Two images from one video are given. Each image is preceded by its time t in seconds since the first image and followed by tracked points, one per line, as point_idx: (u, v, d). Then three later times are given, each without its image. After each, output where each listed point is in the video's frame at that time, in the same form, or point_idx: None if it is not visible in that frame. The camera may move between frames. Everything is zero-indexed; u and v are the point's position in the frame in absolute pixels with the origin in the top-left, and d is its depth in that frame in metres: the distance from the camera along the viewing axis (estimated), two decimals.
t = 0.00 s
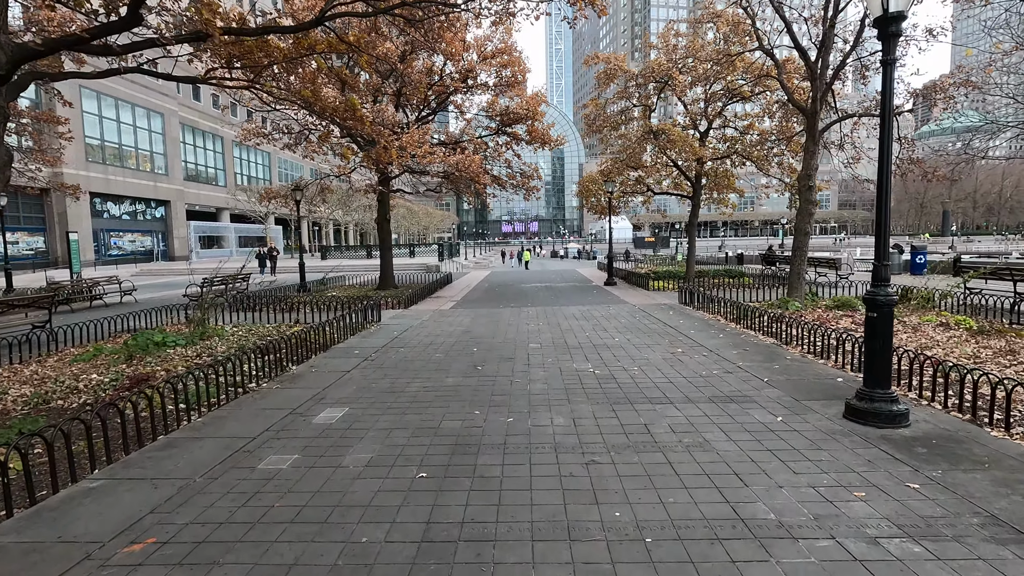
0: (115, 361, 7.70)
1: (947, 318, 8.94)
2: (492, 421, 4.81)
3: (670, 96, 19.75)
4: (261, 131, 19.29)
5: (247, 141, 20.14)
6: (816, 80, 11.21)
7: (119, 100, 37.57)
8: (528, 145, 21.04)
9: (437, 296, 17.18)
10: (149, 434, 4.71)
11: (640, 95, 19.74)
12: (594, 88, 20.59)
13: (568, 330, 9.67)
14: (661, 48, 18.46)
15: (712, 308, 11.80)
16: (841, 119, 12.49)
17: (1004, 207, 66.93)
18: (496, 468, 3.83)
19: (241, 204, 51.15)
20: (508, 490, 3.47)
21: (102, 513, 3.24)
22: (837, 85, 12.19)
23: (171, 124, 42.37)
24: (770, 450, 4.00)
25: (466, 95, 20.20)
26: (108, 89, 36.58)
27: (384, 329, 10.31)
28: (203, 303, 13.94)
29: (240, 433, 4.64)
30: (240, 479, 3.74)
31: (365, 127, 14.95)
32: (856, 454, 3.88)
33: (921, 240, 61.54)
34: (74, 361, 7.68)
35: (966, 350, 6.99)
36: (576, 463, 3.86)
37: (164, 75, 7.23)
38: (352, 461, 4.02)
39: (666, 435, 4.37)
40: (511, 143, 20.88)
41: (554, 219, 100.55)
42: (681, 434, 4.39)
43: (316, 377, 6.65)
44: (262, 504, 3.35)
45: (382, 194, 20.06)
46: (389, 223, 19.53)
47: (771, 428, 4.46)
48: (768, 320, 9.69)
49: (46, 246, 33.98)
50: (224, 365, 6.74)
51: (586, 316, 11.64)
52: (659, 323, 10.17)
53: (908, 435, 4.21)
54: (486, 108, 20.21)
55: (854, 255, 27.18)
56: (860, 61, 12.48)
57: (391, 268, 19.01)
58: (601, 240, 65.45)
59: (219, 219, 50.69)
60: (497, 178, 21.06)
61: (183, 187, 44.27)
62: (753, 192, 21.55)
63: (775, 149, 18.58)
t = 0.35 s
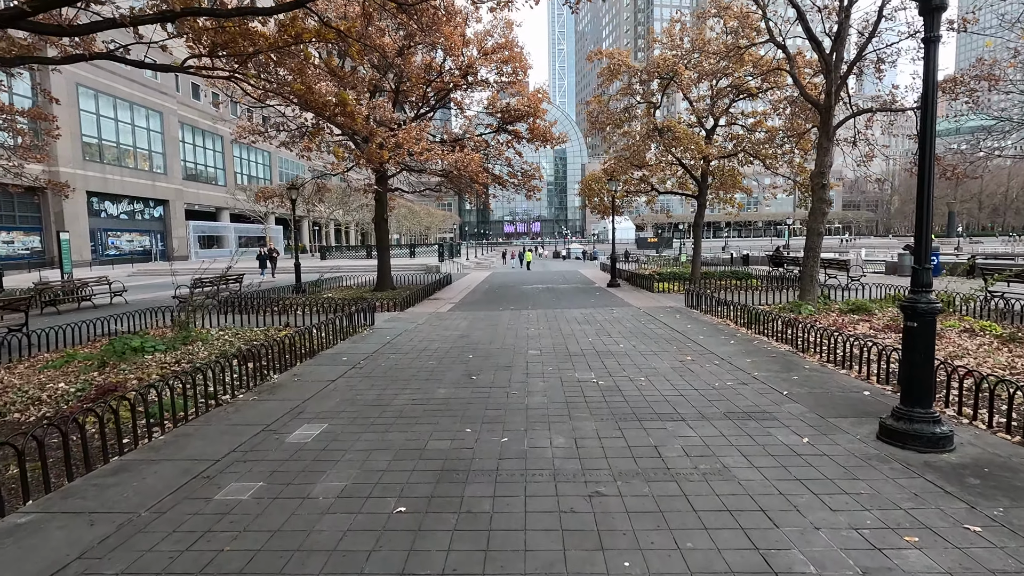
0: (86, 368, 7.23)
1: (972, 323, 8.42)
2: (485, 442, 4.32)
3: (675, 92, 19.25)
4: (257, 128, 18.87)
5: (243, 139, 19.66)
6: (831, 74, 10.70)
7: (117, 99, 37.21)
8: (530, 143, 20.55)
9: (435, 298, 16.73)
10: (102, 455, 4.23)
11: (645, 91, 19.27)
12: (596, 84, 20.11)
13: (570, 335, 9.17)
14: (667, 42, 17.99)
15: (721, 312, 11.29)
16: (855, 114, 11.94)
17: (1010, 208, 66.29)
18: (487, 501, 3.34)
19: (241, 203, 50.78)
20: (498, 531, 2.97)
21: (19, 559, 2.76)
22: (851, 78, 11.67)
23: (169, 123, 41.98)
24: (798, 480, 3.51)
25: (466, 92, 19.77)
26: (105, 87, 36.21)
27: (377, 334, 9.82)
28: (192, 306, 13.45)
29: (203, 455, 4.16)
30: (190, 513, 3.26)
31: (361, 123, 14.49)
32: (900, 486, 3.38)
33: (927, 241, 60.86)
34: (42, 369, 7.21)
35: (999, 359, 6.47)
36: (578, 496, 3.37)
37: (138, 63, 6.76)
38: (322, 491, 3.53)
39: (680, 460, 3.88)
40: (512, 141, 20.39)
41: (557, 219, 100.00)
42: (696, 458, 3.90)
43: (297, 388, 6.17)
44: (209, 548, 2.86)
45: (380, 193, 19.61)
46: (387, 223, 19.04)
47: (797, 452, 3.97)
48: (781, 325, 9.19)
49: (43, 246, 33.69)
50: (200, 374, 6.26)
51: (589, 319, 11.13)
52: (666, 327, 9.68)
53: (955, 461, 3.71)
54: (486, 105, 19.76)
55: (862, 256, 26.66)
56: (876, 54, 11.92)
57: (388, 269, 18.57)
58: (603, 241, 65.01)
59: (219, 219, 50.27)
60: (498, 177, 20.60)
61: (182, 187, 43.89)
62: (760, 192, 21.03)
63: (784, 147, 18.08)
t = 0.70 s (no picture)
0: (51, 379, 6.73)
1: (997, 331, 7.93)
2: (474, 472, 3.84)
3: (680, 89, 18.76)
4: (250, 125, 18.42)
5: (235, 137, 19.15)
6: (844, 66, 10.21)
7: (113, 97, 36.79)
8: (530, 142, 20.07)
9: (432, 301, 16.24)
10: (42, 485, 3.74)
11: (648, 88, 18.80)
12: (598, 82, 19.63)
13: (571, 342, 8.68)
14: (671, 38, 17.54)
15: (727, 317, 10.82)
16: (870, 111, 11.42)
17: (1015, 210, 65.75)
18: (473, 551, 2.86)
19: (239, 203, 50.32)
20: None
21: None
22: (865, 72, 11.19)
23: (166, 121, 41.52)
24: (834, 524, 3.02)
25: (464, 89, 19.31)
26: (100, 84, 35.77)
27: (367, 340, 9.32)
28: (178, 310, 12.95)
29: (154, 487, 3.68)
30: (123, 565, 2.78)
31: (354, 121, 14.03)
32: (954, 533, 2.89)
33: (930, 242, 60.31)
34: (5, 380, 6.71)
35: None
36: (581, 544, 2.89)
37: (106, 48, 6.29)
38: (284, 536, 3.05)
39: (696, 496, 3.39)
40: (513, 139, 19.90)
41: (557, 220, 99.50)
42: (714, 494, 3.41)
43: (274, 403, 5.66)
44: None
45: (376, 192, 19.13)
46: (383, 223, 18.54)
47: (828, 487, 3.49)
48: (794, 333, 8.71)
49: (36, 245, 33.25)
50: (169, 387, 5.77)
51: (591, 325, 10.59)
52: (671, 334, 9.21)
53: (1012, 501, 3.22)
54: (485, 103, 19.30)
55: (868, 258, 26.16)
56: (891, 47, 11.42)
57: (384, 270, 18.10)
58: (604, 242, 64.52)
59: (216, 219, 49.78)
60: (497, 176, 20.11)
61: (179, 186, 43.43)
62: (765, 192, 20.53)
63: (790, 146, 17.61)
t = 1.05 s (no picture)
0: (17, 389, 6.24)
1: None
2: (469, 504, 3.33)
3: (688, 86, 18.26)
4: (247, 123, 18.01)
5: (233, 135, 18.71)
6: (866, 55, 9.63)
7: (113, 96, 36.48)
8: (534, 140, 19.58)
9: (432, 303, 15.76)
10: None
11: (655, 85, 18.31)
12: (604, 78, 19.15)
13: (577, 348, 8.18)
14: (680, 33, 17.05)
15: (741, 321, 10.29)
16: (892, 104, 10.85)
17: None
18: None
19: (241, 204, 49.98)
20: None
21: None
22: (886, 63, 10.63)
23: (167, 121, 41.20)
24: None
25: (467, 87, 18.88)
26: (100, 84, 35.46)
27: (363, 345, 8.85)
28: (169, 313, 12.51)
29: (100, 522, 3.19)
30: None
31: (352, 117, 13.61)
32: None
33: (937, 244, 59.60)
34: None
35: None
36: None
37: (71, 29, 5.78)
38: None
39: (729, 538, 2.87)
40: (516, 137, 19.42)
41: (561, 221, 98.96)
42: (751, 535, 2.90)
43: (253, 417, 5.17)
44: None
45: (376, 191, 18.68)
46: (383, 223, 18.09)
47: (883, 526, 2.97)
48: (814, 339, 8.19)
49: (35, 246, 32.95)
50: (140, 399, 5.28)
51: (597, 329, 10.08)
52: (684, 340, 8.69)
53: None
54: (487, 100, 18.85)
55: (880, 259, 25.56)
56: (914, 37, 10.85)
57: (384, 272, 17.66)
58: (608, 243, 63.99)
59: (218, 220, 49.48)
60: (499, 174, 19.64)
61: (180, 187, 43.12)
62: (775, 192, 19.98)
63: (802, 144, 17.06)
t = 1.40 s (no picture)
0: None
1: None
2: (453, 550, 2.85)
3: (693, 83, 17.80)
4: (241, 121, 17.60)
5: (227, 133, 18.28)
6: (885, 46, 9.12)
7: (111, 95, 36.12)
8: (535, 138, 19.13)
9: (430, 306, 15.30)
10: None
11: (659, 81, 17.87)
12: (607, 75, 18.69)
13: (579, 356, 7.68)
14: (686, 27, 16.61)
15: (752, 327, 9.80)
16: (910, 98, 10.34)
17: None
18: None
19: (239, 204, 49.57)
20: None
21: None
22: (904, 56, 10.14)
23: (165, 120, 40.82)
24: None
25: (466, 83, 18.45)
26: (97, 82, 35.07)
27: (352, 352, 8.37)
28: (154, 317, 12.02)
29: (18, 572, 2.72)
30: None
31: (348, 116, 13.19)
32: None
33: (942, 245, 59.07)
34: None
35: None
36: None
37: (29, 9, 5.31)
38: None
39: None
40: (517, 135, 18.98)
41: (563, 222, 98.52)
42: None
43: (221, 435, 4.69)
44: None
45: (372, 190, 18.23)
46: (380, 223, 17.65)
47: None
48: (831, 346, 7.70)
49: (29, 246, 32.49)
50: (100, 415, 4.80)
51: (600, 334, 9.59)
52: (692, 346, 8.20)
53: None
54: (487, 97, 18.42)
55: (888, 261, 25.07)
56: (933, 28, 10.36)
57: (380, 273, 17.22)
58: (609, 244, 63.57)
59: (217, 220, 49.09)
60: (499, 173, 19.19)
61: (178, 187, 42.74)
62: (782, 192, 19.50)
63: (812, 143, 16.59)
